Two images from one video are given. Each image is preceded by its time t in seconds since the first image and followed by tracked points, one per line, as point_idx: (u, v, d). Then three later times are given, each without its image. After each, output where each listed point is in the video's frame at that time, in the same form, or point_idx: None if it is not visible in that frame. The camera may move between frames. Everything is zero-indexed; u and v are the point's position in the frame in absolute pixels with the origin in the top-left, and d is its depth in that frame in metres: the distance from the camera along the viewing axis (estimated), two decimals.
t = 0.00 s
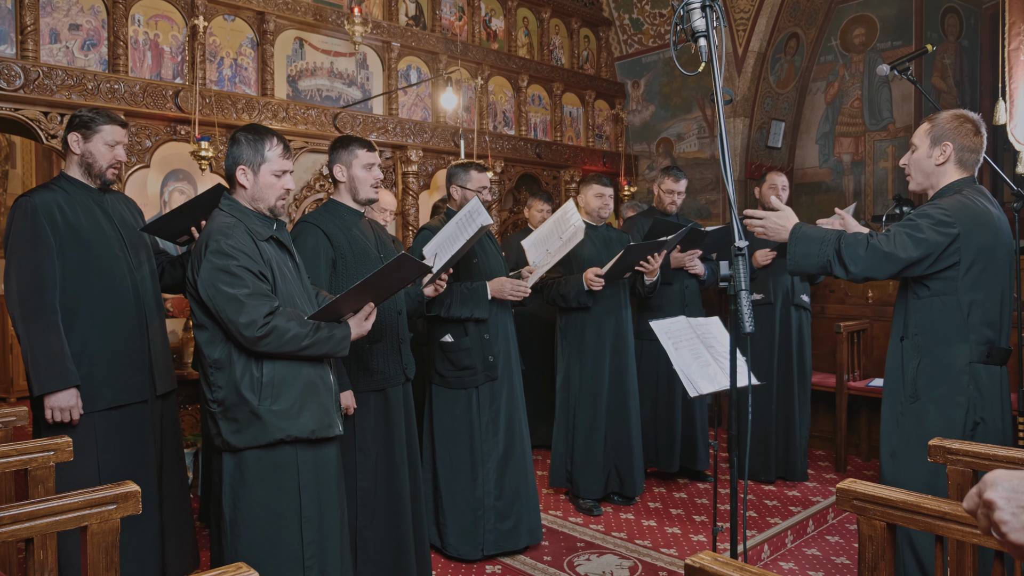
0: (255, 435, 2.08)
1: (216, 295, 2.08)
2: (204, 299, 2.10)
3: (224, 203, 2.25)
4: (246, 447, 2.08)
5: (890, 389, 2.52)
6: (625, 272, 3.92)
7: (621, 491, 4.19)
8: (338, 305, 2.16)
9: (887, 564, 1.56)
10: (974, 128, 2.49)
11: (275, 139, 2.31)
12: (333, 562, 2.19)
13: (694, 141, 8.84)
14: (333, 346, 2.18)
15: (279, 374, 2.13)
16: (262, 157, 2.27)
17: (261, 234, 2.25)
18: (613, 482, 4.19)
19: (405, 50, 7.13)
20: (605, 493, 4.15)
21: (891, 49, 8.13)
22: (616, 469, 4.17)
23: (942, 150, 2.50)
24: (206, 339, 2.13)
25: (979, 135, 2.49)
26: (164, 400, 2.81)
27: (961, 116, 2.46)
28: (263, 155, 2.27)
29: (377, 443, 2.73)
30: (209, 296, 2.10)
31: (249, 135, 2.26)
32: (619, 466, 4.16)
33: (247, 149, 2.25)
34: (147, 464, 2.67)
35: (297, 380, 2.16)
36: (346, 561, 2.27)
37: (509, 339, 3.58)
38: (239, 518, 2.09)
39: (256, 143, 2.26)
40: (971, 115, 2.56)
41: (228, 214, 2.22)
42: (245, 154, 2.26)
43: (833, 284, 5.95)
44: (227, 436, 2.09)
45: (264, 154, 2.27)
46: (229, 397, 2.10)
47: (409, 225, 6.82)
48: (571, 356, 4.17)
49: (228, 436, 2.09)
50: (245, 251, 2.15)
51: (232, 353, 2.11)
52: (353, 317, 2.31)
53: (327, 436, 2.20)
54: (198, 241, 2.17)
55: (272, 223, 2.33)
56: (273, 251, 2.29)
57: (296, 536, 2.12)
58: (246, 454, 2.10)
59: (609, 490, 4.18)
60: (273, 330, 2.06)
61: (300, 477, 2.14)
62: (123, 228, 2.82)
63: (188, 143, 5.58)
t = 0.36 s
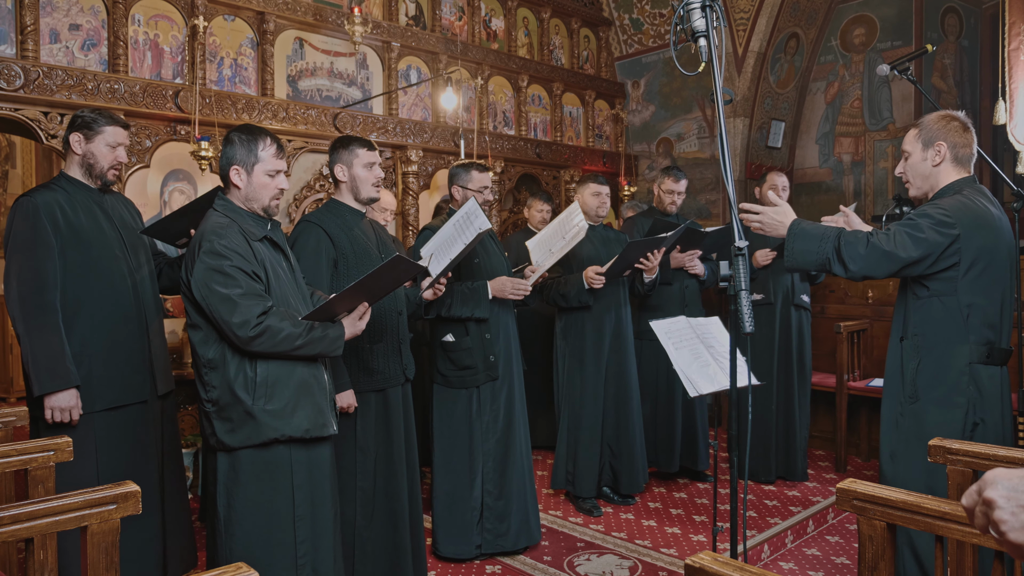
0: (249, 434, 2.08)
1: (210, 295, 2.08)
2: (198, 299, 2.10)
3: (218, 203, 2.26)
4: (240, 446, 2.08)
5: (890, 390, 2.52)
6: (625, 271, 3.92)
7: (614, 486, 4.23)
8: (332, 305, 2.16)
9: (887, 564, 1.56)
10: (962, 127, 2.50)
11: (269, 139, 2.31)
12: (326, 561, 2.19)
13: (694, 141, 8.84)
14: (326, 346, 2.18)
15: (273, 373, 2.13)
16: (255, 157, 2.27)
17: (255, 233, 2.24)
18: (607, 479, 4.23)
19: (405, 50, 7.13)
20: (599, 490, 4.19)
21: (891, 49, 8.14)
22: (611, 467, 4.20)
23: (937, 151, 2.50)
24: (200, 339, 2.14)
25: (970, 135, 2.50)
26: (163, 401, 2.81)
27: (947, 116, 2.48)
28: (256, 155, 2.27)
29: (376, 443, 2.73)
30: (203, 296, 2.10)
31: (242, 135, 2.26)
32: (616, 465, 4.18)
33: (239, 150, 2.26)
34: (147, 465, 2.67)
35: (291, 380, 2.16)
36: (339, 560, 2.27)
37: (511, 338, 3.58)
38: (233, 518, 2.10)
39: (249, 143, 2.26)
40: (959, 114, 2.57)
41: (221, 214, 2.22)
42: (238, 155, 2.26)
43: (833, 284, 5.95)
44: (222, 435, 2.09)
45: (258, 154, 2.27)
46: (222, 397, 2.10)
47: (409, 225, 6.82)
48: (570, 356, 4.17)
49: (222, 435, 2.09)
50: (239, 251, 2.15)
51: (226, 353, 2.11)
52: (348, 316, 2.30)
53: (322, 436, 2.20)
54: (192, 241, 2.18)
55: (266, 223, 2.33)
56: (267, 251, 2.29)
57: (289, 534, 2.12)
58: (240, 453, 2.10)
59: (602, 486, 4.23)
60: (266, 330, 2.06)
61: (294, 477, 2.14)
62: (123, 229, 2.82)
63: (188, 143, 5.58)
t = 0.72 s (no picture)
0: (248, 433, 2.08)
1: (208, 295, 2.08)
2: (196, 298, 2.10)
3: (216, 204, 2.25)
4: (239, 446, 2.08)
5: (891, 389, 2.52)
6: (625, 271, 3.92)
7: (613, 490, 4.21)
8: (332, 306, 2.16)
9: (888, 564, 1.56)
10: (951, 127, 2.50)
11: (266, 139, 2.31)
12: (323, 559, 2.19)
13: (694, 141, 8.85)
14: (325, 345, 2.18)
15: (272, 372, 2.13)
16: (252, 157, 2.27)
17: (253, 233, 2.24)
18: (605, 482, 4.21)
19: (405, 50, 7.13)
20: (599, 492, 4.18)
21: (891, 49, 8.14)
22: (609, 468, 4.20)
23: (929, 152, 2.51)
24: (199, 339, 2.13)
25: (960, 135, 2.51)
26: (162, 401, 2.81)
27: (936, 117, 2.49)
28: (253, 155, 2.27)
29: (376, 443, 2.73)
30: (201, 296, 2.10)
31: (239, 136, 2.26)
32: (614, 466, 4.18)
33: (237, 150, 2.26)
34: (147, 465, 2.67)
35: (290, 379, 2.16)
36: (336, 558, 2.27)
37: (512, 339, 3.58)
38: (232, 516, 2.09)
39: (246, 144, 2.26)
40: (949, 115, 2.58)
41: (219, 215, 2.21)
42: (235, 155, 2.26)
43: (832, 284, 5.95)
44: (221, 435, 2.09)
45: (255, 154, 2.27)
46: (222, 396, 2.10)
47: (409, 225, 6.82)
48: (569, 357, 4.17)
49: (221, 435, 2.09)
50: (237, 251, 2.15)
51: (225, 353, 2.11)
52: (347, 316, 2.30)
53: (321, 435, 2.20)
54: (191, 241, 2.18)
55: (264, 222, 2.32)
56: (265, 251, 2.29)
57: (287, 533, 2.12)
58: (239, 453, 2.10)
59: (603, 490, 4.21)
60: (264, 330, 2.06)
61: (293, 476, 2.14)
62: (125, 230, 2.82)
63: (188, 144, 5.58)
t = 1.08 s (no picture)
0: (250, 433, 2.08)
1: (209, 295, 2.08)
2: (197, 299, 2.11)
3: (216, 204, 2.26)
4: (242, 446, 2.09)
5: (886, 384, 2.53)
6: (625, 271, 3.91)
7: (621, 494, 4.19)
8: (333, 305, 2.17)
9: (888, 564, 1.56)
10: (938, 130, 2.52)
11: (266, 139, 2.31)
12: (326, 557, 2.19)
13: (694, 141, 8.86)
14: (327, 344, 2.18)
15: (273, 372, 2.13)
16: (252, 158, 2.27)
17: (254, 234, 2.24)
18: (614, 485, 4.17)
19: (405, 50, 7.13)
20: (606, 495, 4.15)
21: (891, 49, 8.15)
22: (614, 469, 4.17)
23: (916, 154, 2.51)
24: (201, 340, 2.13)
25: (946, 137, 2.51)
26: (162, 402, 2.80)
27: (921, 119, 2.50)
28: (253, 155, 2.27)
29: (375, 443, 2.73)
30: (202, 297, 2.10)
31: (239, 136, 2.27)
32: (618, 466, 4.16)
33: (237, 151, 2.26)
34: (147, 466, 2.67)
35: (292, 378, 2.16)
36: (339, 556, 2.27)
37: (512, 339, 3.57)
38: (235, 516, 2.10)
39: (245, 144, 2.27)
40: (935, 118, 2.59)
41: (220, 216, 2.21)
42: (235, 156, 2.26)
43: (832, 284, 5.95)
44: (223, 435, 2.09)
45: (255, 154, 2.27)
46: (224, 396, 2.10)
47: (409, 225, 6.81)
48: (569, 356, 4.17)
49: (224, 435, 2.09)
50: (237, 252, 2.15)
51: (226, 353, 2.11)
52: (349, 316, 2.30)
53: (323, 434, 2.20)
54: (191, 243, 2.18)
55: (265, 223, 2.32)
56: (266, 251, 2.29)
57: (290, 532, 2.13)
58: (241, 452, 2.10)
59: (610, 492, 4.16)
60: (265, 329, 2.06)
61: (295, 474, 2.15)
62: (127, 232, 2.81)
63: (188, 144, 5.57)
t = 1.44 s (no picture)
0: (253, 432, 2.08)
1: (211, 295, 2.08)
2: (200, 300, 2.11)
3: (219, 205, 2.26)
4: (245, 445, 2.09)
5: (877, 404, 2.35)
6: (625, 271, 3.92)
7: (621, 492, 4.19)
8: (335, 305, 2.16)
9: (887, 564, 1.56)
10: (914, 152, 2.46)
11: (267, 139, 2.31)
12: (330, 557, 2.19)
13: (694, 140, 8.88)
14: (329, 343, 2.17)
15: (276, 372, 2.13)
16: (254, 158, 2.27)
17: (256, 234, 2.24)
18: (615, 483, 4.17)
19: (405, 50, 7.13)
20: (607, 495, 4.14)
21: (891, 49, 8.15)
22: (616, 468, 4.16)
23: (888, 175, 2.47)
24: (204, 340, 2.13)
25: (923, 157, 2.46)
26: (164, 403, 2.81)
27: (901, 140, 2.45)
28: (255, 155, 2.27)
29: (374, 443, 2.72)
30: (204, 297, 2.10)
31: (239, 137, 2.27)
32: (620, 465, 4.15)
33: (238, 151, 2.26)
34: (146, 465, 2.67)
35: (294, 378, 2.16)
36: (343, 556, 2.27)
37: (511, 340, 3.58)
38: (238, 516, 2.10)
39: (247, 145, 2.27)
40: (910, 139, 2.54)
41: (222, 217, 2.22)
42: (236, 156, 2.27)
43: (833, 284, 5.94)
44: (227, 435, 2.09)
45: (256, 154, 2.28)
46: (227, 396, 2.10)
47: (409, 225, 6.81)
48: (569, 355, 4.16)
49: (227, 434, 2.09)
50: (239, 252, 2.15)
51: (228, 353, 2.11)
52: (350, 315, 2.29)
53: (326, 434, 2.20)
54: (193, 244, 2.18)
55: (267, 224, 2.32)
56: (268, 251, 2.29)
57: (294, 532, 2.12)
58: (245, 451, 2.10)
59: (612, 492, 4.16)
60: (267, 329, 2.06)
61: (297, 474, 2.14)
62: (130, 236, 2.81)
63: (188, 143, 5.57)
